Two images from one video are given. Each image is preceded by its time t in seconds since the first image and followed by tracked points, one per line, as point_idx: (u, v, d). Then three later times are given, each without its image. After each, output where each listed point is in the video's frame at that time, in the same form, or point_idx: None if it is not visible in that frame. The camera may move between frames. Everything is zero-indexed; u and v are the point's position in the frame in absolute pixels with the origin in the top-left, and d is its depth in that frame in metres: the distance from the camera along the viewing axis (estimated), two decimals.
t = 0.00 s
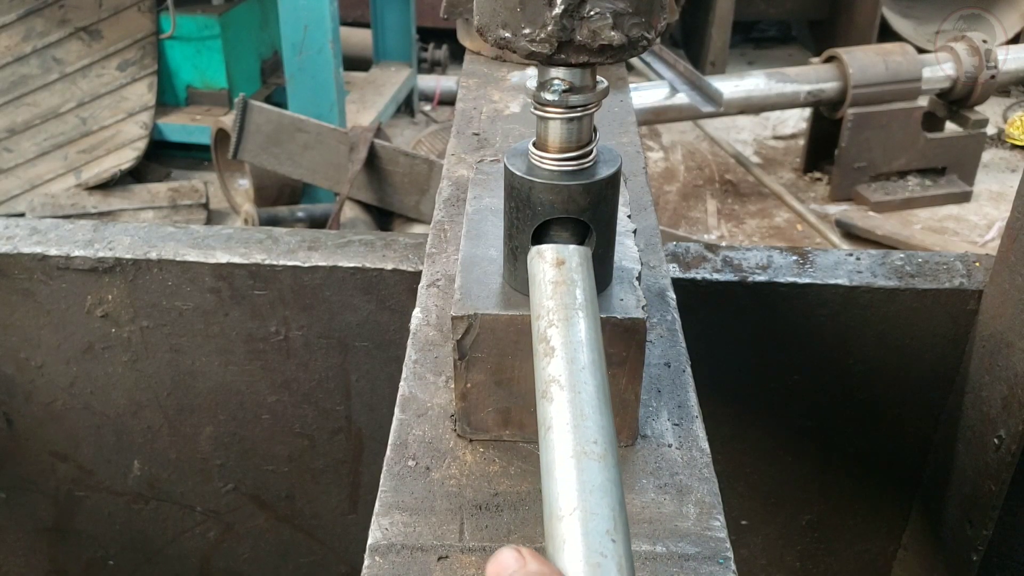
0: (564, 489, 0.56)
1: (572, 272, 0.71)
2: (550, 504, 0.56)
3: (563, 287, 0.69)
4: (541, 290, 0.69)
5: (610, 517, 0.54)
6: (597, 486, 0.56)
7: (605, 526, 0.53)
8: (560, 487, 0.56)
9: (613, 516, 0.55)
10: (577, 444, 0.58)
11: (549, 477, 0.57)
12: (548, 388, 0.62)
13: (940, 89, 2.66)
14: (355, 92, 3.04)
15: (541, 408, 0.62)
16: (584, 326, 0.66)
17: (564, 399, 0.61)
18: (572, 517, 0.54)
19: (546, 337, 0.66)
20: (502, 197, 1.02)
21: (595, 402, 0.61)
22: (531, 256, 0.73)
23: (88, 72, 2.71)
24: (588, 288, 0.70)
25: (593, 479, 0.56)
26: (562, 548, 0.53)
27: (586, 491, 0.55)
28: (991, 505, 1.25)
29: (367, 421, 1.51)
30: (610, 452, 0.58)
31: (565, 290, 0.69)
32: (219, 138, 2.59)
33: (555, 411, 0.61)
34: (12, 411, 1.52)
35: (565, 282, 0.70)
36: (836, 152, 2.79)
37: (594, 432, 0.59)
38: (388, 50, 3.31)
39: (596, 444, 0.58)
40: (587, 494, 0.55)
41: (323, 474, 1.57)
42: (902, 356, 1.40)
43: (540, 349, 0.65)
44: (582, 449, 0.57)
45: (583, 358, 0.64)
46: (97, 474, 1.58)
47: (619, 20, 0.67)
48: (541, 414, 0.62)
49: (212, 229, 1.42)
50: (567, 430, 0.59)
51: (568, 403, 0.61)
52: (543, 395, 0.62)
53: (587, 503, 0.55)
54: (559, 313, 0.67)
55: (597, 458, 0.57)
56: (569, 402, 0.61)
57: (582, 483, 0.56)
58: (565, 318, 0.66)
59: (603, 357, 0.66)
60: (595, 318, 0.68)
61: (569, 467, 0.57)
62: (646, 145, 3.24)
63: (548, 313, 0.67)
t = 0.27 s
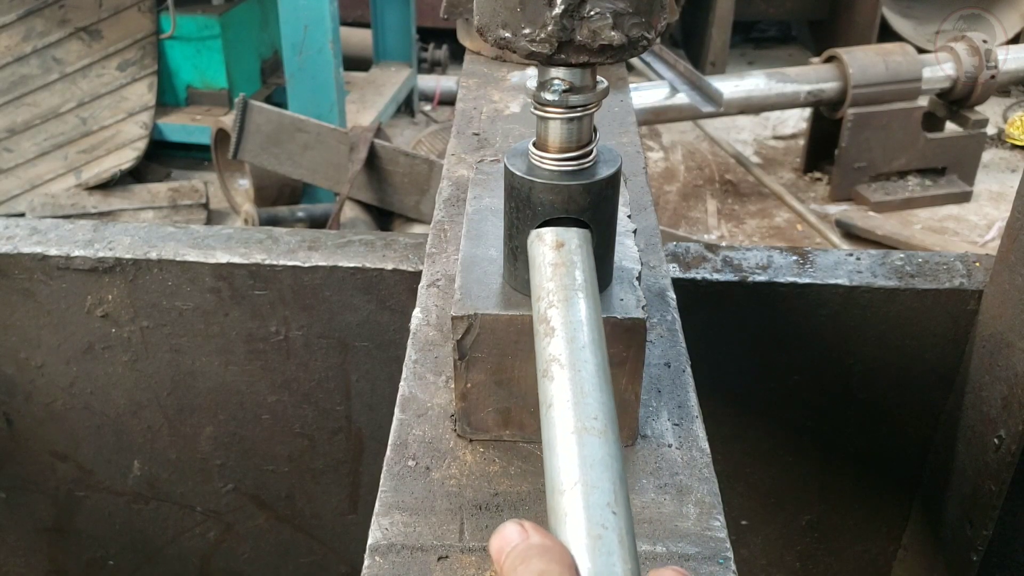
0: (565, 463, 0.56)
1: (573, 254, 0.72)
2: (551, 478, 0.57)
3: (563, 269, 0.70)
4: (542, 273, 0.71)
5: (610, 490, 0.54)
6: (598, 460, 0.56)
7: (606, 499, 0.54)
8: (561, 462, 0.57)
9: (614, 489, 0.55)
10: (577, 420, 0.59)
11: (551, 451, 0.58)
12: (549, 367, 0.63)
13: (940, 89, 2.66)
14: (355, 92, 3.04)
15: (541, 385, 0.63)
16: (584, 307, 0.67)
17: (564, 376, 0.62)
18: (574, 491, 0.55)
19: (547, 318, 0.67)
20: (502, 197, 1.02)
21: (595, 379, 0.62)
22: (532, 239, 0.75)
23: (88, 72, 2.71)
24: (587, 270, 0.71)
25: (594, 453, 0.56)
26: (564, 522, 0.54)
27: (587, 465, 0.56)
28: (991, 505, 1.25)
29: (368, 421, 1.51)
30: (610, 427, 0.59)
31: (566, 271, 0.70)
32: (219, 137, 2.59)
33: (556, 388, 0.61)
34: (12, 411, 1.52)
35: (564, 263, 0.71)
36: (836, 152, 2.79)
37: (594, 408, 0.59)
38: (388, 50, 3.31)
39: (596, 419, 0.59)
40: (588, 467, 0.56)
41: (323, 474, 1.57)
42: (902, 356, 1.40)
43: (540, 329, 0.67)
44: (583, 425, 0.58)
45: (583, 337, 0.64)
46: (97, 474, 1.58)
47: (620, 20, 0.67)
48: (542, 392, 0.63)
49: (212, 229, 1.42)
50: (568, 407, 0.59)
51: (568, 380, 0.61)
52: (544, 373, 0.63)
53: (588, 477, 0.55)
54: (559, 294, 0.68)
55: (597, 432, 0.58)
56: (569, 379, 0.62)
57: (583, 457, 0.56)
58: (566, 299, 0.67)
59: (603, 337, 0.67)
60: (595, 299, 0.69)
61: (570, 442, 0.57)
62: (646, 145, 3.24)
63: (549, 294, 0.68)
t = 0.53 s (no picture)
0: (565, 455, 0.57)
1: (576, 252, 0.72)
2: (552, 470, 0.57)
3: (566, 267, 0.71)
4: (545, 271, 0.71)
5: (610, 480, 0.55)
6: (597, 452, 0.56)
7: (605, 490, 0.54)
8: (561, 454, 0.57)
9: (613, 480, 0.55)
10: (578, 413, 0.59)
11: (551, 444, 0.58)
12: (551, 362, 0.63)
13: (940, 89, 2.66)
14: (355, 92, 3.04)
15: (543, 381, 0.63)
16: (587, 304, 0.68)
17: (565, 371, 0.62)
18: (573, 481, 0.55)
19: (549, 315, 0.67)
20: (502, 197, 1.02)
21: (596, 374, 0.62)
22: (535, 239, 0.75)
23: (88, 72, 2.71)
24: (591, 268, 0.71)
25: (594, 445, 0.57)
26: (563, 513, 0.54)
27: (586, 456, 0.56)
28: (991, 505, 1.25)
29: (367, 421, 1.50)
30: (611, 420, 0.59)
31: (569, 269, 0.70)
32: (219, 137, 2.59)
33: (557, 382, 0.62)
34: (12, 411, 1.52)
35: (568, 262, 0.71)
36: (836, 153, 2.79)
37: (595, 402, 0.59)
38: (388, 50, 3.31)
39: (597, 413, 0.59)
40: (588, 458, 0.56)
41: (323, 474, 1.57)
42: (902, 356, 1.40)
43: (543, 326, 0.67)
44: (583, 418, 0.58)
45: (585, 333, 0.65)
46: (97, 474, 1.58)
47: (620, 20, 0.67)
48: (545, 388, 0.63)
49: (212, 229, 1.42)
50: (569, 400, 0.60)
51: (569, 375, 0.62)
52: (546, 369, 0.63)
53: (588, 469, 0.55)
54: (562, 292, 0.68)
55: (597, 425, 0.58)
56: (571, 374, 0.62)
57: (583, 449, 0.57)
58: (568, 297, 0.68)
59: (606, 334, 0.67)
60: (599, 297, 0.69)
61: (570, 435, 0.57)
62: (646, 145, 3.24)
63: (552, 292, 0.69)
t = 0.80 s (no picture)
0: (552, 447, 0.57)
1: (575, 251, 0.72)
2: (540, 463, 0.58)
3: (564, 264, 0.71)
4: (543, 268, 0.72)
5: (597, 473, 0.55)
6: (585, 446, 0.57)
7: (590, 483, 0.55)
8: (549, 444, 0.58)
9: (599, 475, 0.56)
10: (568, 407, 0.59)
11: (541, 435, 0.59)
12: (544, 356, 0.64)
13: (940, 89, 2.66)
14: (355, 92, 3.04)
15: (536, 374, 0.63)
16: (582, 300, 0.68)
17: (557, 365, 0.62)
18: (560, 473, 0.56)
19: (545, 310, 0.67)
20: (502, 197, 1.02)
21: (589, 368, 0.62)
22: (535, 237, 0.76)
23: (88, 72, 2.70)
24: (589, 266, 0.72)
25: (582, 437, 0.57)
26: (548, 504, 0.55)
27: (573, 448, 0.57)
28: (991, 505, 1.25)
29: (368, 420, 1.50)
30: (601, 415, 0.59)
31: (566, 266, 0.71)
32: (219, 138, 2.59)
33: (549, 376, 0.62)
34: (12, 411, 1.52)
35: (565, 259, 0.72)
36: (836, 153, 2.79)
37: (586, 396, 0.60)
38: (388, 50, 3.31)
39: (587, 407, 0.59)
40: (575, 450, 0.57)
41: (323, 474, 1.57)
42: (902, 356, 1.40)
43: (538, 321, 0.67)
44: (574, 411, 0.59)
45: (580, 328, 0.65)
46: (97, 474, 1.58)
47: (620, 19, 0.67)
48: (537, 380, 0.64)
49: (212, 229, 1.42)
50: (560, 393, 0.60)
51: (561, 369, 0.62)
52: (539, 362, 0.64)
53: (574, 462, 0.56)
54: (559, 288, 0.69)
55: (587, 419, 0.58)
56: (563, 368, 0.62)
57: (571, 443, 0.57)
58: (564, 293, 0.68)
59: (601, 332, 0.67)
60: (595, 295, 0.69)
61: (559, 426, 0.58)
62: (646, 145, 3.24)
63: (548, 288, 0.69)
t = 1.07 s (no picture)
0: (565, 451, 0.61)
1: (569, 249, 0.73)
2: (553, 465, 0.62)
3: (558, 264, 0.71)
4: (537, 269, 0.72)
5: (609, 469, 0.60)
6: (596, 447, 0.61)
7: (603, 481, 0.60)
8: (560, 447, 0.62)
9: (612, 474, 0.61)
10: (577, 409, 0.63)
11: (552, 436, 0.63)
12: (547, 359, 0.67)
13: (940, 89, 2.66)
14: (355, 92, 3.04)
15: (541, 377, 0.66)
16: (580, 299, 0.69)
17: (561, 368, 0.65)
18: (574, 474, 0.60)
19: (544, 312, 0.69)
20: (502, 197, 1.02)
21: (591, 366, 0.65)
22: (528, 238, 0.75)
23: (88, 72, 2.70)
24: (583, 264, 0.72)
25: (592, 438, 0.61)
26: (566, 503, 0.60)
27: (585, 449, 0.61)
28: (991, 505, 1.25)
29: (368, 420, 1.50)
30: (608, 412, 0.63)
31: (560, 266, 0.71)
32: (219, 138, 2.59)
33: (554, 379, 0.65)
34: (12, 411, 1.52)
35: (560, 259, 0.72)
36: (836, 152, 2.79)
37: (592, 395, 0.63)
38: (388, 50, 3.31)
39: (594, 406, 0.63)
40: (587, 451, 0.61)
41: (323, 474, 1.57)
42: (902, 356, 1.40)
43: (538, 324, 0.69)
44: (583, 411, 0.63)
45: (580, 328, 0.67)
46: (97, 474, 1.58)
47: (620, 20, 0.67)
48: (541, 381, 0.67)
49: (212, 229, 1.42)
50: (568, 395, 0.63)
51: (565, 371, 0.65)
52: (543, 366, 0.67)
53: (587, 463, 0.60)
54: (556, 289, 0.70)
55: (596, 419, 0.62)
56: (567, 370, 0.65)
57: (583, 444, 0.61)
58: (562, 294, 0.69)
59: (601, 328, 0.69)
60: (590, 291, 0.71)
61: (569, 429, 0.62)
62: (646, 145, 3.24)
63: (545, 290, 0.70)
